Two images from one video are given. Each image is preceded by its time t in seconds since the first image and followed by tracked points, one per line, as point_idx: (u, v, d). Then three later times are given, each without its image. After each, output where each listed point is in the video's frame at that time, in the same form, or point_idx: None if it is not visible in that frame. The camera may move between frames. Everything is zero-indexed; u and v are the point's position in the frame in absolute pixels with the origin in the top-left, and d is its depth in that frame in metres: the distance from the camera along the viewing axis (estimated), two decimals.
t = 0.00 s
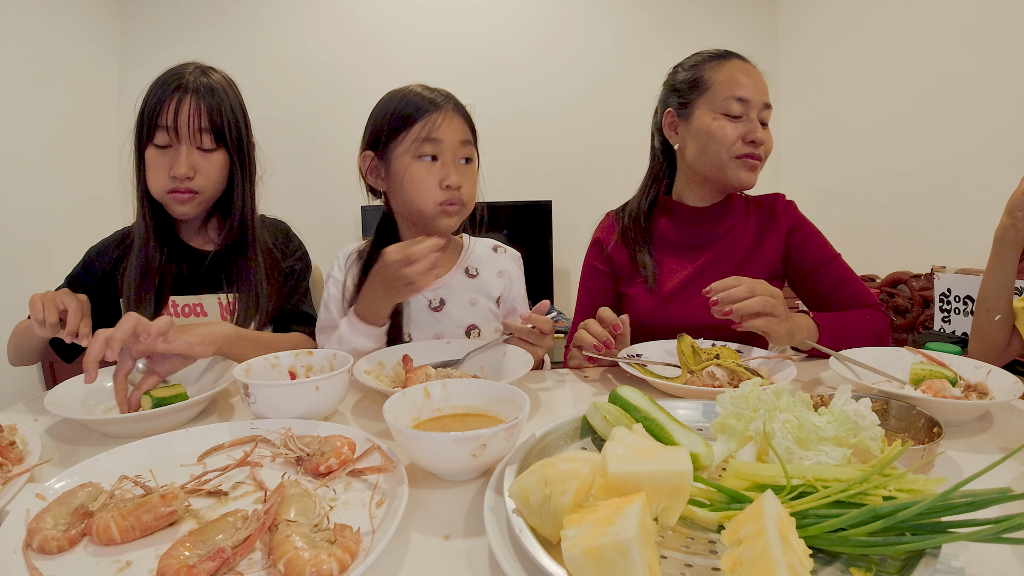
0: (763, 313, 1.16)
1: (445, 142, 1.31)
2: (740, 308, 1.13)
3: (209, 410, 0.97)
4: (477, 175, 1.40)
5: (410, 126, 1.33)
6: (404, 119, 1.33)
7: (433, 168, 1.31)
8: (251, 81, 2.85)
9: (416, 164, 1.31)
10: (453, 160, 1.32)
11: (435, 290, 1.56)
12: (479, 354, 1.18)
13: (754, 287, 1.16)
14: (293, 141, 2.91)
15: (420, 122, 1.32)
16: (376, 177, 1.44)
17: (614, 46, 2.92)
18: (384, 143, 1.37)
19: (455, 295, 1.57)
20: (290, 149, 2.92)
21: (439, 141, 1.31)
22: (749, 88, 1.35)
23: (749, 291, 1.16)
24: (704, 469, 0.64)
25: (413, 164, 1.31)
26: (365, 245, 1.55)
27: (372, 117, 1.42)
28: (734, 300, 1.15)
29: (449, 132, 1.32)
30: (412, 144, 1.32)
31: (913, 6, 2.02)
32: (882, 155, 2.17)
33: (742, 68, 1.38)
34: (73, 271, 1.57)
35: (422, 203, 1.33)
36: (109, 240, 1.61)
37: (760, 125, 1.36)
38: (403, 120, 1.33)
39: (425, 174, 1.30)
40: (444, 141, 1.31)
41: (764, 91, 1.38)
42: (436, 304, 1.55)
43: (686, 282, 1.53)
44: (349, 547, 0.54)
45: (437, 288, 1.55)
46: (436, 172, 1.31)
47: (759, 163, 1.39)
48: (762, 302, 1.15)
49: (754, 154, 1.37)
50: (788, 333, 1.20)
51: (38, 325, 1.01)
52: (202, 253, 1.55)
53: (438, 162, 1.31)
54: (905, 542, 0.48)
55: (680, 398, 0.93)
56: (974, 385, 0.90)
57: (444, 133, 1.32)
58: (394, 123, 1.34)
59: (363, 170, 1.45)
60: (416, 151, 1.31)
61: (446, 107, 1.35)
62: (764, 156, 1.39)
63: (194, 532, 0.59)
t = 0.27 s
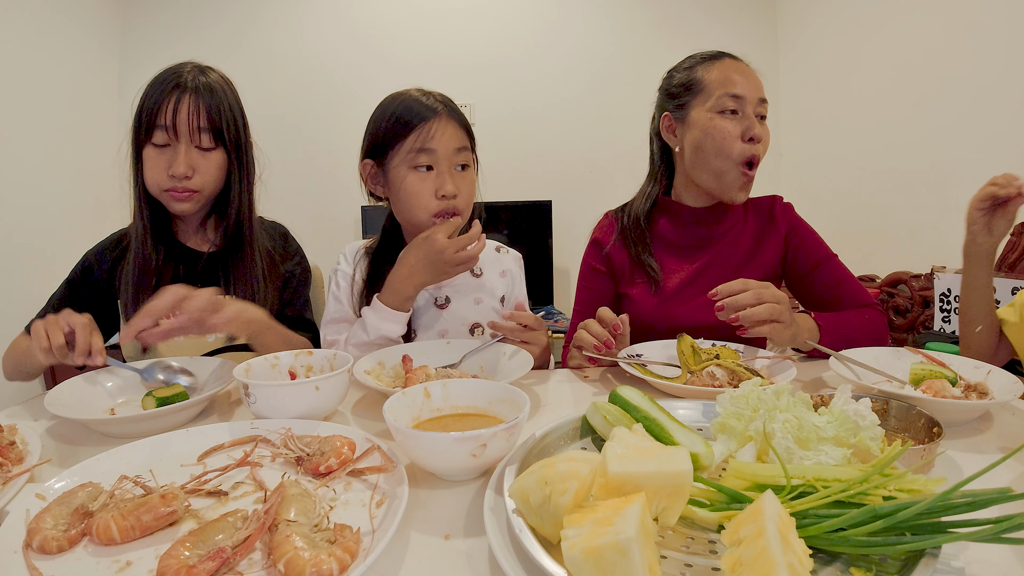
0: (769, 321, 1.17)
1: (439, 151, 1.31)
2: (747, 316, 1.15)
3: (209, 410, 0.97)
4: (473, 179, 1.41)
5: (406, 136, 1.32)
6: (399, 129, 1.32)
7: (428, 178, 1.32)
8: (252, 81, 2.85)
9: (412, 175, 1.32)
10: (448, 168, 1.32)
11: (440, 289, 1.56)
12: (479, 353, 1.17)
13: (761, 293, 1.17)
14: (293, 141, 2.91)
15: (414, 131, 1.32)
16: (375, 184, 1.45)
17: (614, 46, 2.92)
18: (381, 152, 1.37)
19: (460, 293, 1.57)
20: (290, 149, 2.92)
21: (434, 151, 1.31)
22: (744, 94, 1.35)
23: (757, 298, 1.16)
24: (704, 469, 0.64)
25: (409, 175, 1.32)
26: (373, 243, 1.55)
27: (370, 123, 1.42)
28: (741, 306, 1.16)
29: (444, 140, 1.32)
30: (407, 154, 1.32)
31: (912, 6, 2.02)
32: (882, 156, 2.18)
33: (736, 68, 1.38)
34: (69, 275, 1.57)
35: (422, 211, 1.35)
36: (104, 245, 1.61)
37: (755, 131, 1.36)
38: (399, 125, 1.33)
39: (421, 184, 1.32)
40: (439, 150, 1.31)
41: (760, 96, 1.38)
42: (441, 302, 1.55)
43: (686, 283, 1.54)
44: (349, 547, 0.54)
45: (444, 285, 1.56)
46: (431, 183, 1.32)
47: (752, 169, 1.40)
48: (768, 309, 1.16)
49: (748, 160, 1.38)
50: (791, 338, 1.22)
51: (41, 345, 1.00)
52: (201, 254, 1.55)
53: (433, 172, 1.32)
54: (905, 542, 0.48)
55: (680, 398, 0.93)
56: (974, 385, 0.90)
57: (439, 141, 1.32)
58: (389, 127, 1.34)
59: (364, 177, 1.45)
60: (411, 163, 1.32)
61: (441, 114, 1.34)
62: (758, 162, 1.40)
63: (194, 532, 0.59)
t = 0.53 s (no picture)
0: (767, 324, 1.17)
1: (444, 148, 1.31)
2: (745, 320, 1.14)
3: (210, 410, 0.97)
4: (477, 177, 1.41)
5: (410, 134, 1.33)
6: (403, 127, 1.33)
7: (433, 175, 1.31)
8: (252, 81, 2.85)
9: (417, 172, 1.32)
10: (453, 165, 1.32)
11: (442, 288, 1.56)
12: (478, 354, 1.18)
13: (759, 298, 1.17)
14: (293, 141, 2.91)
15: (418, 129, 1.32)
16: (378, 184, 1.45)
17: (614, 46, 2.92)
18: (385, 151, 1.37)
19: (462, 293, 1.57)
20: (290, 149, 2.92)
21: (439, 148, 1.31)
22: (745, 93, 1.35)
23: (754, 304, 1.17)
24: (704, 469, 0.64)
25: (414, 172, 1.32)
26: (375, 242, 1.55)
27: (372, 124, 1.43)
28: (739, 311, 1.16)
29: (449, 138, 1.32)
30: (412, 151, 1.32)
31: (912, 6, 2.02)
32: (882, 156, 2.18)
33: (738, 69, 1.38)
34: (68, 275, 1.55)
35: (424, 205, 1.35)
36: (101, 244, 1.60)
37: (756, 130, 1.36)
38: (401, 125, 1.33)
39: (428, 176, 1.31)
40: (444, 147, 1.31)
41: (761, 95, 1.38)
42: (443, 302, 1.56)
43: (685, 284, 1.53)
44: (349, 547, 0.54)
45: (446, 285, 1.56)
46: (436, 179, 1.32)
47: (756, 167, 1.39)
48: (767, 314, 1.16)
49: (750, 159, 1.38)
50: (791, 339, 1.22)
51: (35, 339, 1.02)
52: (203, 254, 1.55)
53: (438, 169, 1.32)
54: (905, 542, 0.48)
55: (679, 398, 0.93)
56: (974, 385, 0.90)
57: (444, 139, 1.32)
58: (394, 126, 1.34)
59: (367, 177, 1.45)
60: (416, 159, 1.31)
61: (444, 112, 1.35)
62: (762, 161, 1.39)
63: (194, 532, 0.59)
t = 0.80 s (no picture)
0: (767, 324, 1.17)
1: (442, 144, 1.31)
2: (744, 320, 1.14)
3: (210, 410, 0.97)
4: (475, 174, 1.41)
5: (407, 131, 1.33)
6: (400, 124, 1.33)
7: (432, 171, 1.31)
8: (252, 81, 2.86)
9: (416, 168, 1.32)
10: (450, 160, 1.33)
11: (444, 289, 1.56)
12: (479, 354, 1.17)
13: (758, 298, 1.17)
14: (293, 141, 2.92)
15: (415, 125, 1.32)
16: (378, 185, 1.45)
17: (614, 46, 2.92)
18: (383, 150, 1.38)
19: (464, 294, 1.57)
20: (290, 149, 2.92)
21: (437, 144, 1.31)
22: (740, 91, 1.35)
23: (754, 303, 1.16)
24: (705, 469, 0.64)
25: (413, 168, 1.32)
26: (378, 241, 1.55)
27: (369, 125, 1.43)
28: (739, 311, 1.16)
29: (445, 133, 1.32)
30: (410, 148, 1.32)
31: (913, 6, 2.02)
32: (882, 156, 2.18)
33: (735, 70, 1.38)
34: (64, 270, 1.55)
35: (422, 204, 1.36)
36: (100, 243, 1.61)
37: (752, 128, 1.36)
38: (396, 126, 1.34)
39: (424, 176, 1.32)
40: (441, 142, 1.31)
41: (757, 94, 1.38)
42: (444, 303, 1.55)
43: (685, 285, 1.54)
44: (349, 547, 0.54)
45: (448, 286, 1.56)
46: (435, 175, 1.32)
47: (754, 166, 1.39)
48: (767, 313, 1.16)
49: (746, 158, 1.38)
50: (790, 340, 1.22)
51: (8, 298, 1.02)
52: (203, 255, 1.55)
53: (437, 164, 1.32)
54: (906, 542, 0.48)
55: (679, 398, 0.93)
56: (974, 385, 0.90)
57: (440, 134, 1.32)
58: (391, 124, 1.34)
59: (365, 178, 1.45)
60: (414, 155, 1.32)
61: (440, 109, 1.35)
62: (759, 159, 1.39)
63: (194, 532, 0.59)
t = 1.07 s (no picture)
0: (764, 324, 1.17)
1: (436, 144, 1.32)
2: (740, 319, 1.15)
3: (209, 410, 0.97)
4: (472, 173, 1.41)
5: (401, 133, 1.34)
6: (394, 126, 1.34)
7: (428, 172, 1.32)
8: (252, 81, 2.86)
9: (412, 169, 1.32)
10: (446, 160, 1.33)
11: (446, 289, 1.56)
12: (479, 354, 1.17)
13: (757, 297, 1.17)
14: (293, 141, 2.92)
15: (410, 126, 1.33)
16: (377, 189, 1.45)
17: (614, 46, 2.93)
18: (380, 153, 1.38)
19: (465, 294, 1.57)
20: (290, 149, 2.92)
21: (432, 144, 1.32)
22: (735, 94, 1.35)
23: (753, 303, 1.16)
24: (705, 469, 0.64)
25: (409, 170, 1.33)
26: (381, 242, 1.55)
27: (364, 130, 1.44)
28: (738, 311, 1.16)
29: (439, 133, 1.33)
30: (405, 149, 1.33)
31: (913, 5, 2.02)
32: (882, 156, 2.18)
33: (731, 72, 1.37)
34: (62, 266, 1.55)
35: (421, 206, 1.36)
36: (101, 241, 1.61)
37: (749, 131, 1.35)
38: (392, 128, 1.34)
39: (420, 176, 1.32)
40: (436, 142, 1.32)
41: (755, 96, 1.37)
42: (446, 304, 1.56)
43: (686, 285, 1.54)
44: (349, 547, 0.54)
45: (450, 286, 1.56)
46: (431, 175, 1.32)
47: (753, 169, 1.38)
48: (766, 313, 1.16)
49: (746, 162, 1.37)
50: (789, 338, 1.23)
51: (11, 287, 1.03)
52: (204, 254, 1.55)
53: (433, 164, 1.32)
54: (906, 542, 0.48)
55: (679, 398, 0.93)
56: (974, 385, 0.90)
57: (434, 134, 1.32)
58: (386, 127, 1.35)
59: (363, 183, 1.45)
60: (410, 156, 1.32)
61: (434, 109, 1.35)
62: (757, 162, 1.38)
63: (194, 532, 0.59)
